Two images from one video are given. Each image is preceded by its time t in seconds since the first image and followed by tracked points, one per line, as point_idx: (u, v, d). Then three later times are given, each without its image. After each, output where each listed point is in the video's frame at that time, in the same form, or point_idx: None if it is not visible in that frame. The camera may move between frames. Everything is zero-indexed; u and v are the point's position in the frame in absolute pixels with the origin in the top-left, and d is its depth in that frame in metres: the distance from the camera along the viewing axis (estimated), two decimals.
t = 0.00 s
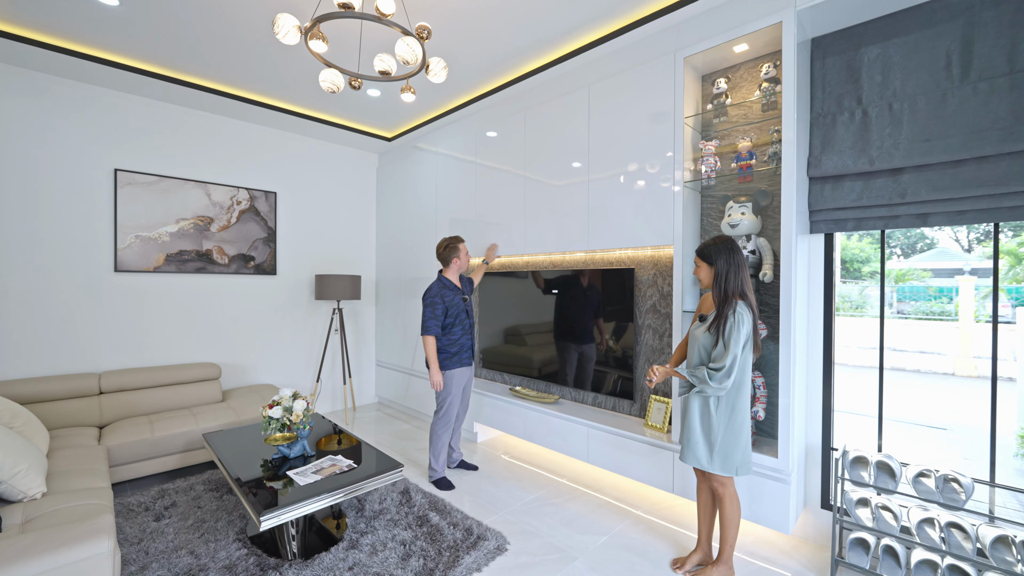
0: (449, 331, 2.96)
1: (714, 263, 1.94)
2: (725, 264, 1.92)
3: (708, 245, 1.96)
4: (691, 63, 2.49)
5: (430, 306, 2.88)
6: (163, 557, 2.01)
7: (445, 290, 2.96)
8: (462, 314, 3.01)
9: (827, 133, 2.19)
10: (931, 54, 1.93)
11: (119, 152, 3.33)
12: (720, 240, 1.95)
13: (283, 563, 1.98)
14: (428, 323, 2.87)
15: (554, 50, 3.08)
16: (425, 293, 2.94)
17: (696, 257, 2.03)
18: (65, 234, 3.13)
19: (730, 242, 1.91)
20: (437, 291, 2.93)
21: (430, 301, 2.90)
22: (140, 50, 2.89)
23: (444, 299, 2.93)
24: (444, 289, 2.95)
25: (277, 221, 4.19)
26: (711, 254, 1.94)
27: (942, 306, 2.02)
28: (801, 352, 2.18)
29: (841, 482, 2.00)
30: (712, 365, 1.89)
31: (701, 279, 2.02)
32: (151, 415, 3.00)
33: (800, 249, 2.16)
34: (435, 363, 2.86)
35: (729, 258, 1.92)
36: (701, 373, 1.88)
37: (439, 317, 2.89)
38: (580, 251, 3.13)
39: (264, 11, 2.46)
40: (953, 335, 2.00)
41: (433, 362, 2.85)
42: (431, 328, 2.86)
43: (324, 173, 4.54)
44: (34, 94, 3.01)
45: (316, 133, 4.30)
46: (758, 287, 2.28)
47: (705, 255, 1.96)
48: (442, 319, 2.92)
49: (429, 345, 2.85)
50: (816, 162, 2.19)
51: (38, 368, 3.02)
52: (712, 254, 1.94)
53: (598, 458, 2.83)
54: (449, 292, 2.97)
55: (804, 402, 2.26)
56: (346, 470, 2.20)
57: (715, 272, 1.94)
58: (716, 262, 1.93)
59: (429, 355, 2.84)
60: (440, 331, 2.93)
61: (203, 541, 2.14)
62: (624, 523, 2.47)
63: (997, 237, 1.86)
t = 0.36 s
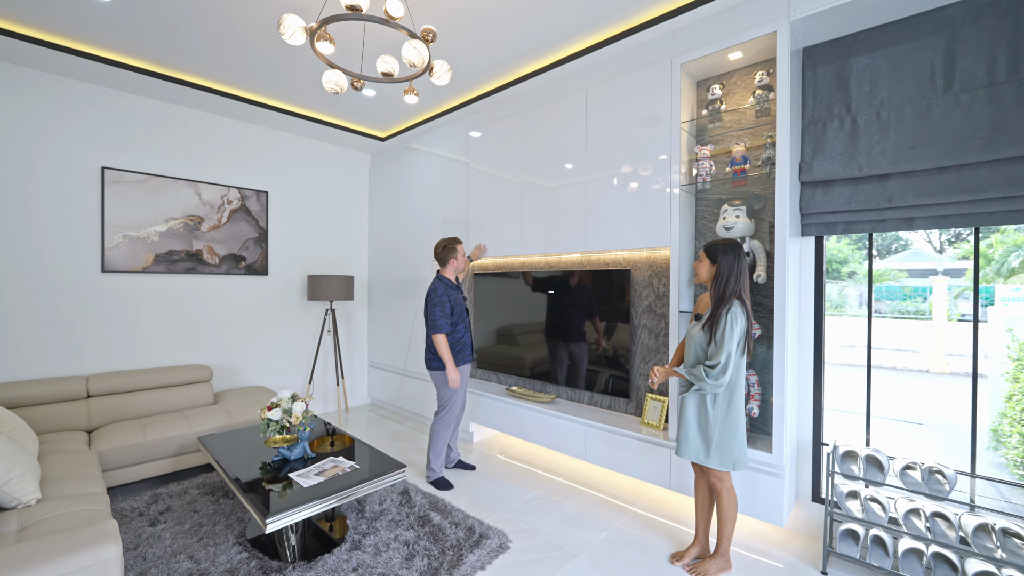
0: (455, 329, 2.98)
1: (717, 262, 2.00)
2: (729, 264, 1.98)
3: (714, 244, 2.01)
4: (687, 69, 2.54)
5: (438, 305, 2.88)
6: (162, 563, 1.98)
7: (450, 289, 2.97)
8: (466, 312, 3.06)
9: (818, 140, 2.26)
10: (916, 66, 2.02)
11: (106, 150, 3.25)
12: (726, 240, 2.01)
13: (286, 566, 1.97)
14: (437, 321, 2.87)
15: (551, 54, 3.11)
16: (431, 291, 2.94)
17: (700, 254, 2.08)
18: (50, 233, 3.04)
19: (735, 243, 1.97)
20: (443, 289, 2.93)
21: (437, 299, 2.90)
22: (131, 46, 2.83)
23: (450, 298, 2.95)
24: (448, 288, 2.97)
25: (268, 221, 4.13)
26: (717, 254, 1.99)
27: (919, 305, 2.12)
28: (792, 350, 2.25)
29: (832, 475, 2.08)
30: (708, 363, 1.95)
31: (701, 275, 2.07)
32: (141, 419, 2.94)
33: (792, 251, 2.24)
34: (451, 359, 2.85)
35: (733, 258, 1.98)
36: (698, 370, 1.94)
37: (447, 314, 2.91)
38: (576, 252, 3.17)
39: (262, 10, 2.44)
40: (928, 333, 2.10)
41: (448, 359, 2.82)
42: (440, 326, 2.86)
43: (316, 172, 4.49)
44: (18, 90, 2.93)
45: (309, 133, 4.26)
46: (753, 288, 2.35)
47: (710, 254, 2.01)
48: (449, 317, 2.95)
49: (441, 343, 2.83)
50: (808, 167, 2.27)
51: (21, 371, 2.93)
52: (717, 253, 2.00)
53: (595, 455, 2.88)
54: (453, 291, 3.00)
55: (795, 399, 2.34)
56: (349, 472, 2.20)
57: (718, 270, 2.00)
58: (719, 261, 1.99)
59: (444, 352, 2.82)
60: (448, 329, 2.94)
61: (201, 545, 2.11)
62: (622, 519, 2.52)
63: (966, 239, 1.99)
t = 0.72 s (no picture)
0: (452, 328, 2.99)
1: (724, 261, 2.07)
2: (734, 264, 2.04)
3: (719, 244, 2.09)
4: (684, 74, 2.59)
5: (438, 304, 2.88)
6: (161, 567, 1.95)
7: (449, 288, 2.98)
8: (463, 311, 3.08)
9: (811, 145, 2.33)
10: (905, 74, 2.10)
11: (93, 146, 3.17)
12: (727, 241, 2.10)
13: (289, 568, 1.96)
14: (437, 320, 2.87)
15: (549, 55, 3.14)
16: (430, 291, 2.93)
17: (704, 253, 2.14)
18: (35, 231, 2.95)
19: (736, 244, 2.05)
20: (443, 288, 2.94)
21: (436, 298, 2.90)
22: (121, 40, 2.77)
23: (449, 296, 2.96)
24: (448, 288, 2.98)
25: (260, 220, 4.07)
26: (723, 254, 2.06)
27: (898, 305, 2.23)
28: (787, 349, 2.32)
29: (825, 469, 2.15)
30: (709, 360, 2.00)
31: (705, 274, 2.12)
32: (133, 421, 2.88)
33: (787, 252, 2.30)
34: (455, 356, 2.86)
35: (739, 259, 2.05)
36: (699, 367, 1.99)
37: (447, 313, 2.92)
38: (574, 252, 3.20)
39: (261, 6, 2.41)
40: (906, 331, 2.21)
41: (451, 356, 2.84)
42: (441, 324, 2.86)
43: (308, 171, 4.44)
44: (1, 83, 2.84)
45: (302, 131, 4.21)
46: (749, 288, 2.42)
47: (716, 253, 2.08)
48: (449, 315, 2.95)
49: (442, 342, 2.84)
50: (802, 170, 2.35)
51: (5, 373, 2.84)
52: (721, 253, 2.07)
53: (593, 453, 2.91)
54: (452, 290, 3.01)
55: (789, 396, 2.41)
56: (351, 472, 2.19)
57: (724, 269, 2.06)
58: (725, 260, 2.06)
59: (447, 349, 2.83)
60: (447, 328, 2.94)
61: (201, 549, 2.08)
62: (621, 516, 2.55)
63: (941, 241, 2.09)
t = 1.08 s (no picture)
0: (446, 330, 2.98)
1: (726, 261, 2.11)
2: (734, 263, 2.09)
3: (717, 244, 2.13)
4: (681, 76, 2.63)
5: (432, 305, 2.87)
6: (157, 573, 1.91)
7: (443, 289, 2.97)
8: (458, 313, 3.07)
9: (806, 146, 2.38)
10: (896, 79, 2.16)
11: (80, 142, 3.10)
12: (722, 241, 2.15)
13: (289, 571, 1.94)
14: (429, 322, 2.86)
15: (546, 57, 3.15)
16: (423, 291, 2.92)
17: (704, 253, 2.17)
18: (19, 229, 2.87)
19: (731, 244, 2.11)
20: (438, 289, 2.93)
21: (429, 299, 2.89)
22: (109, 33, 2.70)
23: (443, 298, 2.95)
24: (443, 289, 2.97)
25: (252, 218, 4.01)
26: (721, 254, 2.11)
27: (879, 304, 2.32)
28: (782, 347, 2.37)
29: (820, 464, 2.20)
30: (717, 357, 2.04)
31: (708, 274, 2.15)
32: (122, 424, 2.81)
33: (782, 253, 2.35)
34: (442, 361, 2.85)
35: (738, 258, 2.10)
36: (709, 366, 2.01)
37: (439, 314, 2.91)
38: (571, 252, 3.21)
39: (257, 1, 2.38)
40: (887, 330, 2.30)
41: (439, 360, 2.83)
42: (432, 326, 2.85)
43: (300, 169, 4.39)
44: None
45: (294, 128, 4.16)
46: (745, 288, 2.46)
47: (715, 252, 2.12)
48: (442, 318, 2.94)
49: (432, 345, 2.83)
50: (797, 171, 2.39)
51: None
52: (720, 253, 2.12)
53: (590, 451, 2.93)
54: (447, 291, 3.00)
55: (784, 393, 2.47)
56: (352, 473, 2.17)
57: (727, 268, 2.09)
58: (727, 260, 2.10)
59: (435, 353, 2.83)
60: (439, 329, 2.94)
61: (197, 553, 2.05)
62: (620, 513, 2.57)
63: (920, 241, 2.18)
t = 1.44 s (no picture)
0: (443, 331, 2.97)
1: (728, 261, 2.16)
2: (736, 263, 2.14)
3: (719, 244, 2.16)
4: (678, 78, 2.66)
5: (428, 306, 2.85)
6: None
7: (440, 290, 2.96)
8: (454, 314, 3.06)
9: (801, 149, 2.43)
10: (889, 83, 2.21)
11: (66, 137, 3.02)
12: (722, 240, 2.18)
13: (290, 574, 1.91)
14: (426, 323, 2.83)
15: (543, 57, 3.15)
16: (419, 292, 2.90)
17: (706, 253, 2.19)
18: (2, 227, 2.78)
19: (732, 244, 2.14)
20: (434, 290, 2.91)
21: (425, 299, 2.87)
22: (98, 27, 2.64)
23: (440, 299, 2.93)
24: (440, 289, 2.95)
25: (244, 217, 3.95)
26: (723, 253, 2.14)
27: (863, 303, 2.40)
28: (778, 345, 2.40)
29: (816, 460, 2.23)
30: (726, 354, 2.09)
31: (711, 275, 2.18)
32: (112, 427, 2.75)
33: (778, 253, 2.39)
34: (440, 363, 2.83)
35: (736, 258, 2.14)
36: (719, 363, 2.05)
37: (436, 315, 2.89)
38: (568, 252, 3.22)
39: None
40: (871, 328, 2.39)
41: (437, 362, 2.81)
42: (429, 328, 2.83)
43: (293, 167, 4.33)
44: None
45: (287, 126, 4.10)
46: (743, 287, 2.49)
47: (718, 252, 2.15)
48: (438, 319, 2.92)
49: (430, 346, 2.81)
50: (793, 172, 2.44)
51: None
52: (721, 252, 2.15)
53: (588, 449, 2.94)
54: (443, 292, 2.98)
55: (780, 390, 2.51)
56: (353, 474, 2.15)
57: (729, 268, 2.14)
58: (729, 260, 2.15)
59: (433, 354, 2.80)
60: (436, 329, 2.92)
61: (194, 557, 2.01)
62: (619, 511, 2.59)
63: (901, 242, 2.26)
